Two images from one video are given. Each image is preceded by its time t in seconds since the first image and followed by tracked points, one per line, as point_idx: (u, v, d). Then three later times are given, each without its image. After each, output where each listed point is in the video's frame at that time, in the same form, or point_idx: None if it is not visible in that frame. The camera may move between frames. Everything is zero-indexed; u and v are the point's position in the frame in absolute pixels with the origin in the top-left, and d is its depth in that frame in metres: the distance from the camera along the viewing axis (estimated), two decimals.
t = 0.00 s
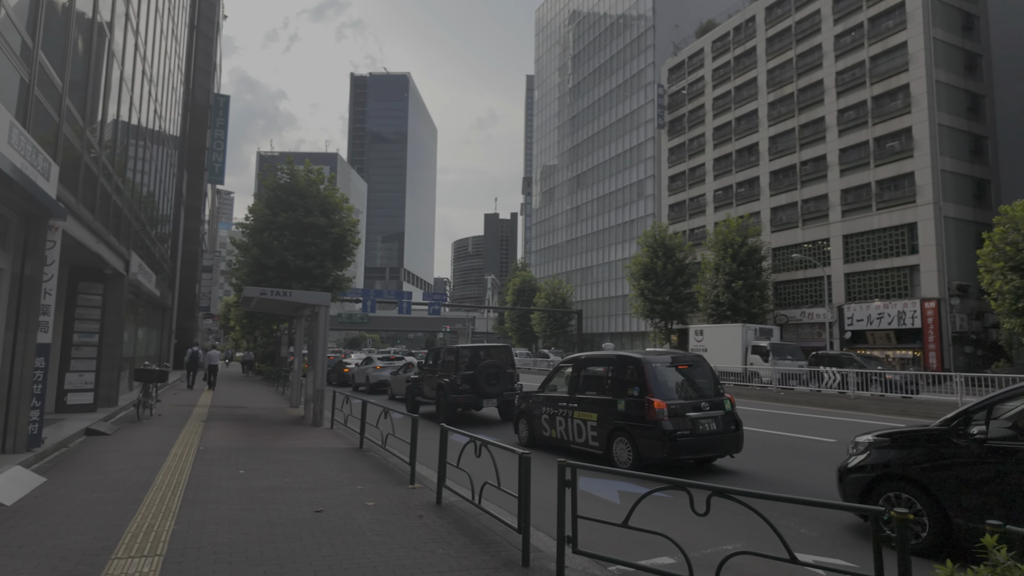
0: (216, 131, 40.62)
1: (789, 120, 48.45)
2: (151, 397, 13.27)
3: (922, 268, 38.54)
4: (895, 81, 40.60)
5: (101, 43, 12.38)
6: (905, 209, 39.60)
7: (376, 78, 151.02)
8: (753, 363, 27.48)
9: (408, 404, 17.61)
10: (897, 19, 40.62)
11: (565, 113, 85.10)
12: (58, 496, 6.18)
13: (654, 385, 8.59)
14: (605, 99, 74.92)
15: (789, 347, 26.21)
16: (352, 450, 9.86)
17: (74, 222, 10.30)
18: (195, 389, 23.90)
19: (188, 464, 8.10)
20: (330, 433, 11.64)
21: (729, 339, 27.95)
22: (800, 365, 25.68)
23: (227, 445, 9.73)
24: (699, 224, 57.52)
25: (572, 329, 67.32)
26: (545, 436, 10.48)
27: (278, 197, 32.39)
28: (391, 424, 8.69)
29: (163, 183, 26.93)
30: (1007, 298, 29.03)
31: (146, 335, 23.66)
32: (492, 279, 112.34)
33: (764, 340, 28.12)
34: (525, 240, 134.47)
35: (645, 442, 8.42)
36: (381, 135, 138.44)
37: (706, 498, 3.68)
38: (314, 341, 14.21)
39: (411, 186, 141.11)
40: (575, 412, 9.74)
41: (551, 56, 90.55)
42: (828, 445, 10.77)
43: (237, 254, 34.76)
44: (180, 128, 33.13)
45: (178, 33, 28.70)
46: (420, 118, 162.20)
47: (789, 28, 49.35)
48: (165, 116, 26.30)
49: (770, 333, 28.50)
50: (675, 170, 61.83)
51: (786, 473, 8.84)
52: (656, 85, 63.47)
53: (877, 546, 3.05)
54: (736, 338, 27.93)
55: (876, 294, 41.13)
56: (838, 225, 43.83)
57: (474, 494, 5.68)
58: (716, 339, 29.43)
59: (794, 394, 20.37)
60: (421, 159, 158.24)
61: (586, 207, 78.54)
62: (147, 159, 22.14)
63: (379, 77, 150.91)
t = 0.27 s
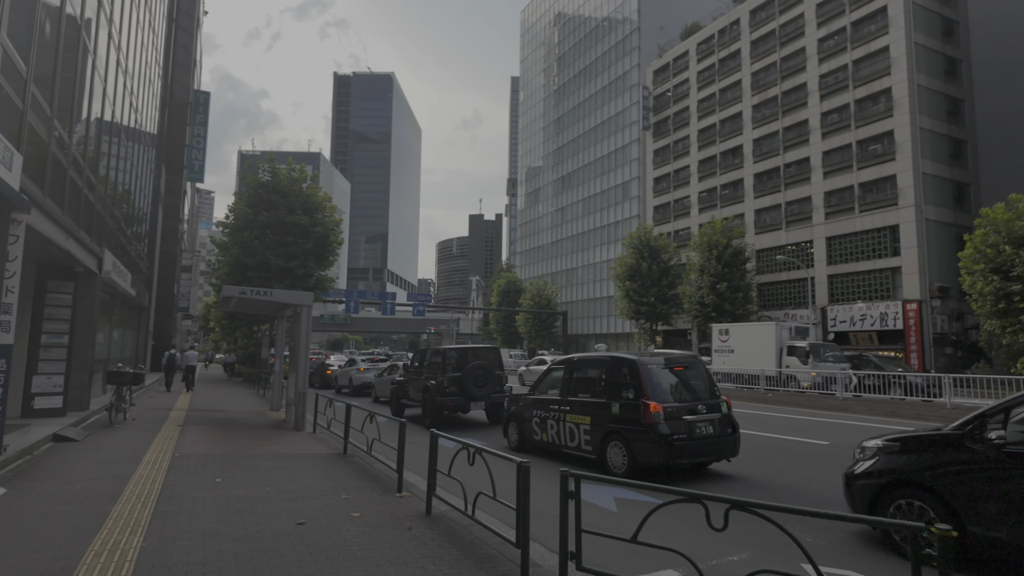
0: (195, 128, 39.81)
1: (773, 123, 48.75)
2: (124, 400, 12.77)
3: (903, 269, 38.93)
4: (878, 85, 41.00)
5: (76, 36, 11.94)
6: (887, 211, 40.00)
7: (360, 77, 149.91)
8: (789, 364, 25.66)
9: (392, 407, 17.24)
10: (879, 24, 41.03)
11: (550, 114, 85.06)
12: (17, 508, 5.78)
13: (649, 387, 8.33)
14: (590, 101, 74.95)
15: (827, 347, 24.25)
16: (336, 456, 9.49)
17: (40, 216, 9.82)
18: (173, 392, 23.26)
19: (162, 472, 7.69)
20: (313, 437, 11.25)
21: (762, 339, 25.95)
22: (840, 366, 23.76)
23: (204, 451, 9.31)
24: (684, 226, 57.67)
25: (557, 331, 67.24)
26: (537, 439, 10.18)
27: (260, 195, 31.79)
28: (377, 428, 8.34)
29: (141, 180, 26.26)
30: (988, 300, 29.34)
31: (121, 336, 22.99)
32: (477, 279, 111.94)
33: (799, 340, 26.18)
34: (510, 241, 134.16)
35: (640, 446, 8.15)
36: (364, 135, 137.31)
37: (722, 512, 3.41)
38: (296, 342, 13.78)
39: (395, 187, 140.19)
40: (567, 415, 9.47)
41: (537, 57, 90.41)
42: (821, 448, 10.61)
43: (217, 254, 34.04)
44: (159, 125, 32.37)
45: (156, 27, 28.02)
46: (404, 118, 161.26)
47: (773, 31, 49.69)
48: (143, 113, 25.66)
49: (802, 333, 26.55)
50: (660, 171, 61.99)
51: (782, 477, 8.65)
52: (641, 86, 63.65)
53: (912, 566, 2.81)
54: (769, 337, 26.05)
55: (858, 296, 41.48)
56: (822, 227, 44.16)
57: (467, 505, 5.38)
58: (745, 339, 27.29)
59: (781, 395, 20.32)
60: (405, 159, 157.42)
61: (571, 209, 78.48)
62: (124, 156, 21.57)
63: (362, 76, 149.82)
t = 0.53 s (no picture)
0: (181, 128, 39.16)
1: (762, 127, 48.98)
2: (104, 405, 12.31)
3: (891, 274, 39.16)
4: (867, 90, 41.29)
5: (59, 32, 11.60)
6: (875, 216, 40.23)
7: (348, 79, 149.18)
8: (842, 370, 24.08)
9: (383, 412, 16.90)
10: (868, 30, 41.36)
11: (540, 118, 85.05)
12: None
13: (652, 392, 8.05)
14: (580, 104, 74.98)
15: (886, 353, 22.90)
16: (327, 464, 9.15)
17: (16, 212, 9.42)
18: (156, 395, 22.72)
19: (144, 482, 7.31)
20: (302, 443, 10.87)
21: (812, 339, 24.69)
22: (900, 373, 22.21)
23: (188, 458, 8.93)
24: (673, 230, 57.75)
25: (547, 334, 67.11)
26: (534, 445, 9.88)
27: (247, 196, 31.32)
28: (370, 435, 8.03)
29: (125, 180, 25.73)
30: (975, 304, 29.49)
31: (103, 338, 22.46)
32: (465, 282, 111.57)
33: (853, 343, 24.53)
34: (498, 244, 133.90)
35: (642, 453, 7.88)
36: (352, 137, 136.57)
37: (755, 530, 3.14)
38: (284, 346, 13.38)
39: (383, 189, 139.49)
40: (566, 421, 9.19)
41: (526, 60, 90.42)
42: (822, 453, 10.45)
43: (202, 255, 33.46)
44: (143, 123, 31.78)
45: (142, 24, 27.48)
46: (392, 120, 160.66)
47: (762, 36, 49.96)
48: (128, 113, 25.19)
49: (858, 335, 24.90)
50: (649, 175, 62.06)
51: (789, 484, 8.42)
52: (631, 90, 63.74)
53: None
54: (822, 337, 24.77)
55: (847, 300, 41.68)
56: (811, 231, 44.32)
57: (471, 518, 5.06)
58: (792, 340, 25.62)
59: (775, 399, 20.23)
60: (394, 161, 156.79)
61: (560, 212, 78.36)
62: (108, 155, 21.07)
63: (350, 78, 149.09)
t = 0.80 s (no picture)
0: (169, 129, 38.59)
1: (754, 133, 49.14)
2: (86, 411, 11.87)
3: (882, 279, 39.32)
4: (857, 96, 41.53)
5: (43, 27, 11.24)
6: (866, 221, 40.41)
7: (338, 83, 148.55)
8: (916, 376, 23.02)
9: (375, 417, 16.54)
10: (858, 37, 41.64)
11: (531, 123, 85.04)
12: None
13: (657, 398, 7.78)
14: (571, 109, 75.00)
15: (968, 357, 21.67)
16: (319, 472, 8.82)
17: None
18: (140, 401, 22.18)
19: (128, 493, 6.95)
20: (293, 450, 10.51)
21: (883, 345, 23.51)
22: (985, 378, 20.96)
23: (174, 467, 8.55)
24: (665, 235, 57.74)
25: (538, 338, 66.90)
26: (534, 452, 9.59)
27: (235, 198, 30.85)
28: (365, 442, 7.71)
29: (111, 182, 25.22)
30: (967, 308, 29.54)
31: (86, 342, 21.92)
32: (456, 287, 111.11)
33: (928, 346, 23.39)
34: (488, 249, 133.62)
35: (648, 461, 7.61)
36: (342, 141, 135.87)
37: (796, 548, 2.87)
38: (274, 350, 12.98)
39: (373, 193, 138.79)
40: (567, 427, 8.92)
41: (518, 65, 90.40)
42: (825, 459, 10.26)
43: (189, 258, 32.90)
44: (129, 124, 31.23)
45: (129, 23, 26.99)
46: (382, 125, 160.18)
47: (754, 43, 50.21)
48: (115, 114, 24.72)
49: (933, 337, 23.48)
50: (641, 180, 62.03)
51: (797, 490, 8.21)
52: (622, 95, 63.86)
53: None
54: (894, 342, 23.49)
55: (838, 305, 41.80)
56: (802, 236, 44.44)
57: (477, 532, 4.75)
58: (855, 344, 25.10)
59: (771, 405, 20.13)
60: (384, 166, 156.24)
61: (551, 217, 78.23)
62: (93, 155, 20.56)
63: (340, 82, 148.50)
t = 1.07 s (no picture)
0: (157, 128, 37.97)
1: (745, 135, 49.24)
2: (67, 416, 11.46)
3: (873, 281, 39.50)
4: (848, 100, 41.73)
5: (24, 19, 10.86)
6: (857, 224, 40.60)
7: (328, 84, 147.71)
8: None
9: (367, 421, 16.23)
10: (849, 40, 41.85)
11: (523, 124, 84.94)
12: None
13: (662, 401, 7.56)
14: (563, 111, 74.97)
15: None
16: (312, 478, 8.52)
17: None
18: (126, 404, 21.74)
19: (112, 502, 6.63)
20: (284, 456, 10.19)
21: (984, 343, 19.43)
22: None
23: (161, 474, 8.18)
24: (656, 237, 57.69)
25: (529, 341, 66.73)
26: (533, 457, 9.33)
27: (224, 198, 30.39)
28: (361, 448, 7.42)
29: (97, 181, 24.73)
30: (957, 311, 29.68)
31: (69, 345, 21.42)
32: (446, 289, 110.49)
33: None
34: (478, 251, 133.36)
35: (654, 466, 7.39)
36: (332, 142, 134.96)
37: (844, 566, 2.59)
38: (264, 352, 12.62)
39: (362, 195, 138.02)
40: (568, 431, 8.67)
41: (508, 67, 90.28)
42: (829, 463, 10.08)
43: (177, 259, 32.38)
44: (115, 122, 30.66)
45: (115, 19, 26.47)
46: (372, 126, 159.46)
47: (745, 45, 50.34)
48: (100, 113, 24.23)
49: None
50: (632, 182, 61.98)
51: (804, 495, 8.03)
52: (614, 98, 63.88)
53: None
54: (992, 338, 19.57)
55: (829, 307, 41.94)
56: (793, 239, 44.55)
57: (483, 544, 4.49)
58: (940, 341, 20.61)
59: (768, 407, 20.10)
60: (374, 167, 155.50)
61: (543, 219, 78.07)
62: (78, 155, 20.11)
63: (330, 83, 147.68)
